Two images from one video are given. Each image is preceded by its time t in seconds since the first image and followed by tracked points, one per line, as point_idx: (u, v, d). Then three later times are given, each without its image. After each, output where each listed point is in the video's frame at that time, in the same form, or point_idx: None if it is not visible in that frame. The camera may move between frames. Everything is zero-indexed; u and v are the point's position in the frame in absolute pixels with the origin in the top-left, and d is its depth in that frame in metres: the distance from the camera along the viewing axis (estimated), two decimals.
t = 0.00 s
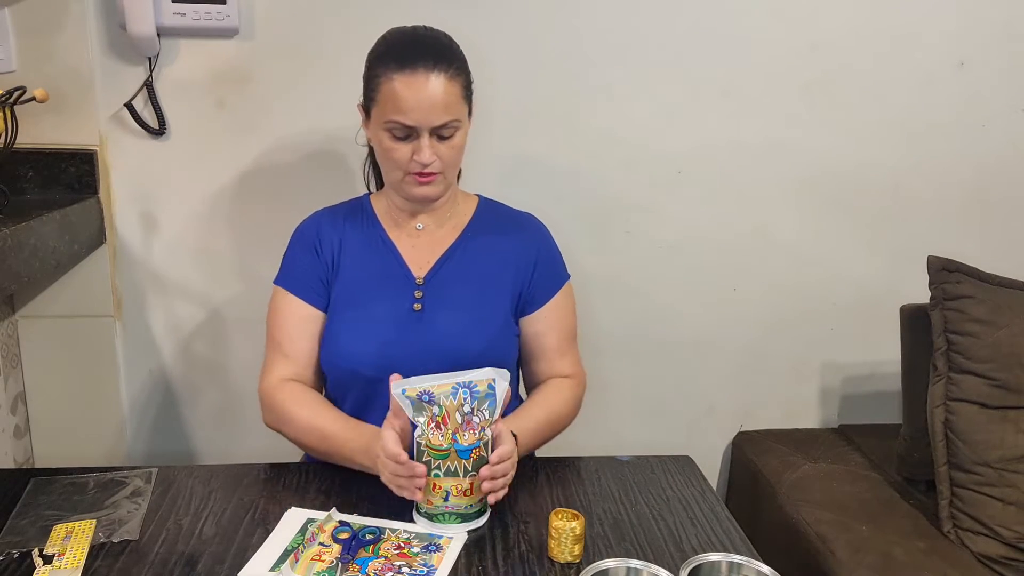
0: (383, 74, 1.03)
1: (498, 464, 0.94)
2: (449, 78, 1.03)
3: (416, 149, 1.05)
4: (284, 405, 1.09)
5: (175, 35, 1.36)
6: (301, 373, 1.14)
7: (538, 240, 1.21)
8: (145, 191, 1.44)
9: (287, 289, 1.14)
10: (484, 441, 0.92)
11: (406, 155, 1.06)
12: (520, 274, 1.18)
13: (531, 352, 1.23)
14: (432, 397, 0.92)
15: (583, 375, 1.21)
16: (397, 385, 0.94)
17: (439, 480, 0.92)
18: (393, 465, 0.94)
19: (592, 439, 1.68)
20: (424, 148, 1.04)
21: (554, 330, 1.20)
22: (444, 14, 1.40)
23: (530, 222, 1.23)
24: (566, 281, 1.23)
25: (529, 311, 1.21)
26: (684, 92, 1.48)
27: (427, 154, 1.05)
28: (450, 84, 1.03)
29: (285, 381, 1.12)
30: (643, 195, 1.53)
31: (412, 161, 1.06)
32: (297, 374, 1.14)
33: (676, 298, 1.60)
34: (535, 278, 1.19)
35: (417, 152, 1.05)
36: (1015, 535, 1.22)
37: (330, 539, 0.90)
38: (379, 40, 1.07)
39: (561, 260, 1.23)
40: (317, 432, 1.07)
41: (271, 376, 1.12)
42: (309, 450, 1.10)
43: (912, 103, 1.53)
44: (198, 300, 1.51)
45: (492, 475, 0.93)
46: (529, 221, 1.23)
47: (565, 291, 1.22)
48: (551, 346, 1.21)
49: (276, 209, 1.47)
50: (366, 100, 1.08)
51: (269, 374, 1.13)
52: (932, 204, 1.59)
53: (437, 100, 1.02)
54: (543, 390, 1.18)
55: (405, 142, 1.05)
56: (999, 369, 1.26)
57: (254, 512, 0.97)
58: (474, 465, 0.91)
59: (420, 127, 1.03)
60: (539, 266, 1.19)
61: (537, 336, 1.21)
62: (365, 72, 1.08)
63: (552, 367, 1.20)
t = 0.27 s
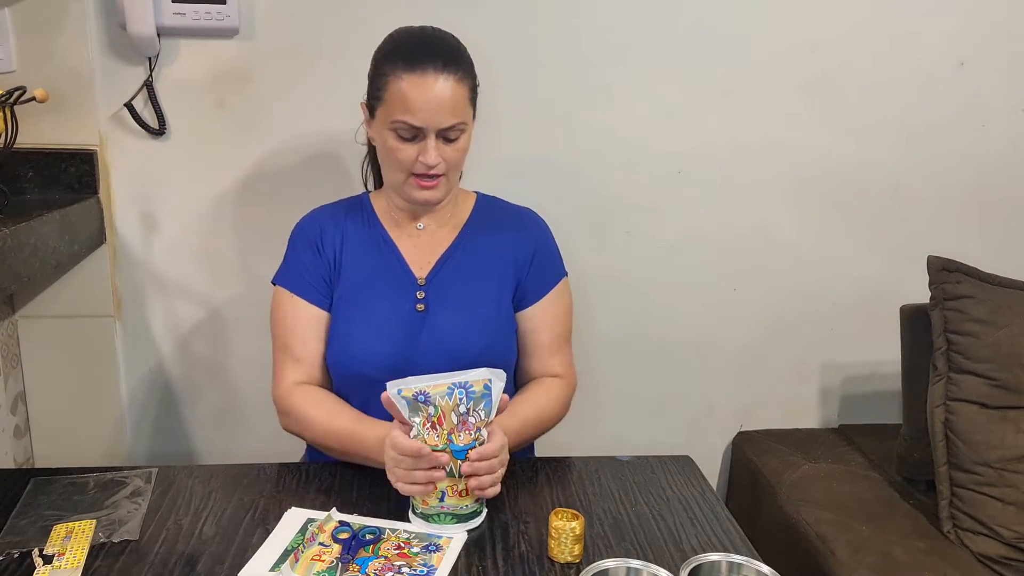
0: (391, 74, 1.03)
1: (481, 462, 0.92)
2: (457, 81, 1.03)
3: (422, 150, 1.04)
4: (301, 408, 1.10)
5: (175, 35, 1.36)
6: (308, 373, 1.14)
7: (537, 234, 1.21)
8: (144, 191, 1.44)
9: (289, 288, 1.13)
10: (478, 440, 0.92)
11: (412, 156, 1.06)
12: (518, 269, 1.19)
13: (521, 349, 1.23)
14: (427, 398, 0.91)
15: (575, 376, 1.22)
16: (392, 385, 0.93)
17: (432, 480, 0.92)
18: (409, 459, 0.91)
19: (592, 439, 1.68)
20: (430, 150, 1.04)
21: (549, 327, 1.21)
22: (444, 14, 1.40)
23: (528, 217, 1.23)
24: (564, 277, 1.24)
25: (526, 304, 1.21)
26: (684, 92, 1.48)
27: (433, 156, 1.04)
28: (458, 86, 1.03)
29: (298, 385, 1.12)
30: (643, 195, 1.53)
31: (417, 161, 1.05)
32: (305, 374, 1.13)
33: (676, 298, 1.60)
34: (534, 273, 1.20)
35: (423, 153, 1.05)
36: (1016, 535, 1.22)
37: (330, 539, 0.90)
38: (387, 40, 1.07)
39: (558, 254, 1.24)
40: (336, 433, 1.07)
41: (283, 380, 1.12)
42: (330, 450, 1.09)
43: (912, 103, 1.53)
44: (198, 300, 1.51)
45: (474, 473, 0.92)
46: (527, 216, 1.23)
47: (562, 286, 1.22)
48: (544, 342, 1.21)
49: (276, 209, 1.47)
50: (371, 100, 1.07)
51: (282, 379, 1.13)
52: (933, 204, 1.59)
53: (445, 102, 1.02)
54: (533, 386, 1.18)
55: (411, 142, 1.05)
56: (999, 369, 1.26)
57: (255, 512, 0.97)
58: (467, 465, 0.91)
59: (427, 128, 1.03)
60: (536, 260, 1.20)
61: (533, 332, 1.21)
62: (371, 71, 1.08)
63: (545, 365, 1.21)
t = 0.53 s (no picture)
0: (397, 77, 1.03)
1: (475, 463, 0.92)
2: (463, 85, 1.03)
3: (426, 154, 1.04)
4: (304, 411, 1.10)
5: (175, 34, 1.36)
6: (309, 374, 1.14)
7: (536, 234, 1.21)
8: (144, 191, 1.44)
9: (289, 288, 1.13)
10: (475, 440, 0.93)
11: (416, 159, 1.06)
12: (517, 269, 1.19)
13: (519, 349, 1.23)
14: (423, 399, 0.91)
15: (574, 377, 1.22)
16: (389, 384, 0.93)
17: (428, 480, 0.92)
18: (408, 457, 0.91)
19: (592, 439, 1.68)
20: (435, 153, 1.04)
21: (548, 327, 1.21)
22: (444, 14, 1.40)
23: (527, 215, 1.23)
24: (563, 276, 1.23)
25: (525, 303, 1.21)
26: (684, 92, 1.48)
27: (438, 159, 1.04)
28: (464, 90, 1.03)
29: (300, 386, 1.12)
30: (643, 195, 1.53)
31: (422, 164, 1.05)
32: (306, 375, 1.14)
33: (676, 298, 1.60)
34: (533, 272, 1.20)
35: (428, 157, 1.05)
36: (1016, 535, 1.22)
37: (330, 539, 0.91)
38: (392, 41, 1.07)
39: (558, 253, 1.23)
40: (340, 435, 1.07)
41: (285, 381, 1.13)
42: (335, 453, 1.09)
43: (912, 103, 1.53)
44: (198, 300, 1.51)
45: (468, 473, 0.92)
46: (526, 215, 1.23)
47: (562, 285, 1.22)
48: (543, 342, 1.21)
49: (276, 209, 1.47)
50: (375, 101, 1.07)
51: (284, 381, 1.13)
52: (933, 204, 1.59)
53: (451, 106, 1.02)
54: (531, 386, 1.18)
55: (416, 146, 1.05)
56: (999, 369, 1.26)
57: (255, 512, 0.97)
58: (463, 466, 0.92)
59: (432, 132, 1.03)
60: (535, 259, 1.19)
61: (531, 331, 1.21)
62: (376, 72, 1.08)
63: (543, 365, 1.21)
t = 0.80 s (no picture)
0: (402, 77, 1.03)
1: (475, 463, 0.92)
2: (469, 87, 1.03)
3: (430, 155, 1.04)
4: (304, 413, 1.10)
5: (175, 34, 1.36)
6: (309, 373, 1.14)
7: (536, 233, 1.21)
8: (144, 191, 1.44)
9: (288, 287, 1.13)
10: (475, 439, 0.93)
11: (419, 159, 1.06)
12: (517, 268, 1.19)
13: (518, 348, 1.23)
14: (423, 399, 0.91)
15: (575, 376, 1.22)
16: (389, 384, 0.93)
17: (428, 480, 0.92)
18: (407, 457, 0.91)
19: (592, 439, 1.68)
20: (438, 154, 1.04)
21: (548, 326, 1.21)
22: (444, 14, 1.40)
23: (527, 214, 1.23)
24: (563, 275, 1.23)
25: (525, 301, 1.20)
26: (684, 92, 1.48)
27: (441, 161, 1.05)
28: (469, 92, 1.03)
29: (300, 386, 1.12)
30: (643, 195, 1.53)
31: (424, 165, 1.06)
32: (306, 374, 1.14)
33: (676, 298, 1.60)
34: (533, 271, 1.19)
35: (431, 158, 1.05)
36: (1015, 534, 1.22)
37: (329, 539, 0.91)
38: (397, 40, 1.06)
39: (557, 252, 1.23)
40: (341, 436, 1.07)
41: (285, 381, 1.13)
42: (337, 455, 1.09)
43: (912, 103, 1.53)
44: (198, 300, 1.51)
45: (468, 473, 0.92)
46: (526, 214, 1.23)
47: (561, 284, 1.22)
48: (543, 341, 1.21)
49: (276, 209, 1.47)
50: (378, 100, 1.07)
51: (283, 381, 1.13)
52: (933, 203, 1.59)
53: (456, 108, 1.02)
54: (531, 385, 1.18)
55: (419, 146, 1.05)
56: (999, 369, 1.26)
57: (255, 512, 0.97)
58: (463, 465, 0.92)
59: (437, 133, 1.03)
60: (535, 258, 1.19)
61: (531, 330, 1.21)
62: (379, 72, 1.07)
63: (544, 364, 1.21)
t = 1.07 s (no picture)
0: (405, 77, 1.03)
1: (476, 464, 0.92)
2: (471, 88, 1.03)
3: (430, 155, 1.05)
4: (303, 413, 1.09)
5: (175, 35, 1.36)
6: (307, 372, 1.14)
7: (533, 231, 1.21)
8: (144, 191, 1.44)
9: (286, 286, 1.13)
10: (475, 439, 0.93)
11: (419, 159, 1.06)
12: (515, 265, 1.19)
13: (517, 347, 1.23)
14: (423, 399, 0.91)
15: (575, 373, 1.22)
16: (390, 386, 0.93)
17: (428, 480, 0.92)
18: (409, 458, 0.91)
19: (593, 439, 1.68)
20: (438, 155, 1.04)
21: (546, 322, 1.21)
22: (444, 13, 1.40)
23: (525, 213, 1.23)
24: (561, 272, 1.23)
25: (523, 298, 1.20)
26: (684, 92, 1.48)
27: (441, 161, 1.05)
28: (471, 94, 1.03)
29: (298, 385, 1.12)
30: (643, 195, 1.53)
31: (424, 165, 1.06)
32: (304, 373, 1.14)
33: (676, 298, 1.60)
34: (531, 269, 1.20)
35: (431, 158, 1.05)
36: (1015, 534, 1.22)
37: (329, 539, 0.91)
38: (400, 39, 1.06)
39: (554, 249, 1.23)
40: (342, 436, 1.07)
41: (283, 381, 1.13)
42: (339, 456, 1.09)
43: (912, 103, 1.53)
44: (198, 300, 1.51)
45: (468, 474, 0.92)
46: (523, 212, 1.23)
47: (559, 281, 1.22)
48: (542, 337, 1.21)
49: (276, 209, 1.47)
50: (379, 99, 1.07)
51: (281, 380, 1.13)
52: (933, 203, 1.59)
53: (458, 109, 1.02)
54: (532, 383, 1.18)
55: (420, 146, 1.05)
56: (999, 369, 1.26)
57: (255, 512, 0.97)
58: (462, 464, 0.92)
59: (438, 134, 1.03)
60: (533, 256, 1.20)
61: (529, 327, 1.21)
62: (381, 71, 1.07)
63: (545, 362, 1.21)
